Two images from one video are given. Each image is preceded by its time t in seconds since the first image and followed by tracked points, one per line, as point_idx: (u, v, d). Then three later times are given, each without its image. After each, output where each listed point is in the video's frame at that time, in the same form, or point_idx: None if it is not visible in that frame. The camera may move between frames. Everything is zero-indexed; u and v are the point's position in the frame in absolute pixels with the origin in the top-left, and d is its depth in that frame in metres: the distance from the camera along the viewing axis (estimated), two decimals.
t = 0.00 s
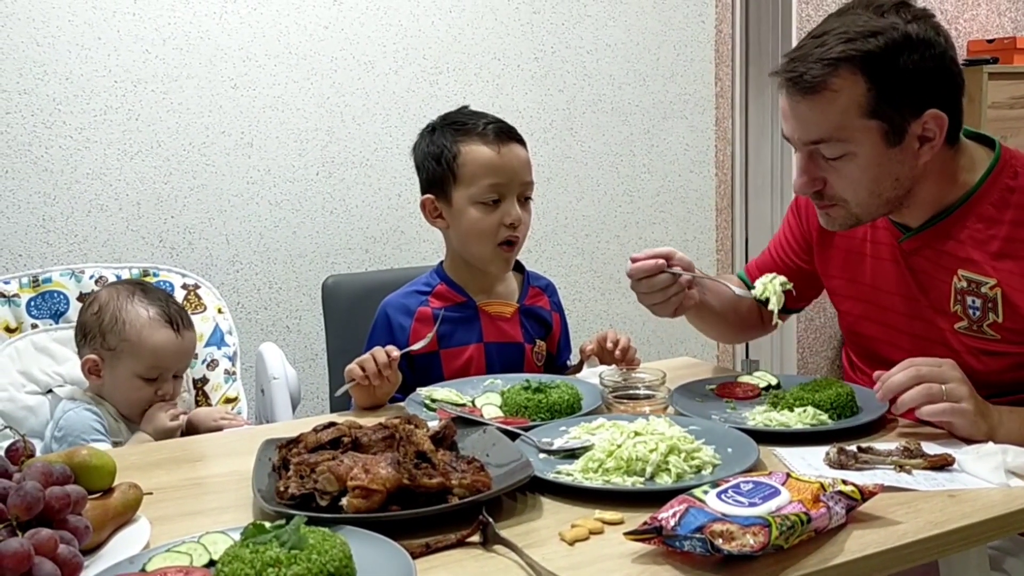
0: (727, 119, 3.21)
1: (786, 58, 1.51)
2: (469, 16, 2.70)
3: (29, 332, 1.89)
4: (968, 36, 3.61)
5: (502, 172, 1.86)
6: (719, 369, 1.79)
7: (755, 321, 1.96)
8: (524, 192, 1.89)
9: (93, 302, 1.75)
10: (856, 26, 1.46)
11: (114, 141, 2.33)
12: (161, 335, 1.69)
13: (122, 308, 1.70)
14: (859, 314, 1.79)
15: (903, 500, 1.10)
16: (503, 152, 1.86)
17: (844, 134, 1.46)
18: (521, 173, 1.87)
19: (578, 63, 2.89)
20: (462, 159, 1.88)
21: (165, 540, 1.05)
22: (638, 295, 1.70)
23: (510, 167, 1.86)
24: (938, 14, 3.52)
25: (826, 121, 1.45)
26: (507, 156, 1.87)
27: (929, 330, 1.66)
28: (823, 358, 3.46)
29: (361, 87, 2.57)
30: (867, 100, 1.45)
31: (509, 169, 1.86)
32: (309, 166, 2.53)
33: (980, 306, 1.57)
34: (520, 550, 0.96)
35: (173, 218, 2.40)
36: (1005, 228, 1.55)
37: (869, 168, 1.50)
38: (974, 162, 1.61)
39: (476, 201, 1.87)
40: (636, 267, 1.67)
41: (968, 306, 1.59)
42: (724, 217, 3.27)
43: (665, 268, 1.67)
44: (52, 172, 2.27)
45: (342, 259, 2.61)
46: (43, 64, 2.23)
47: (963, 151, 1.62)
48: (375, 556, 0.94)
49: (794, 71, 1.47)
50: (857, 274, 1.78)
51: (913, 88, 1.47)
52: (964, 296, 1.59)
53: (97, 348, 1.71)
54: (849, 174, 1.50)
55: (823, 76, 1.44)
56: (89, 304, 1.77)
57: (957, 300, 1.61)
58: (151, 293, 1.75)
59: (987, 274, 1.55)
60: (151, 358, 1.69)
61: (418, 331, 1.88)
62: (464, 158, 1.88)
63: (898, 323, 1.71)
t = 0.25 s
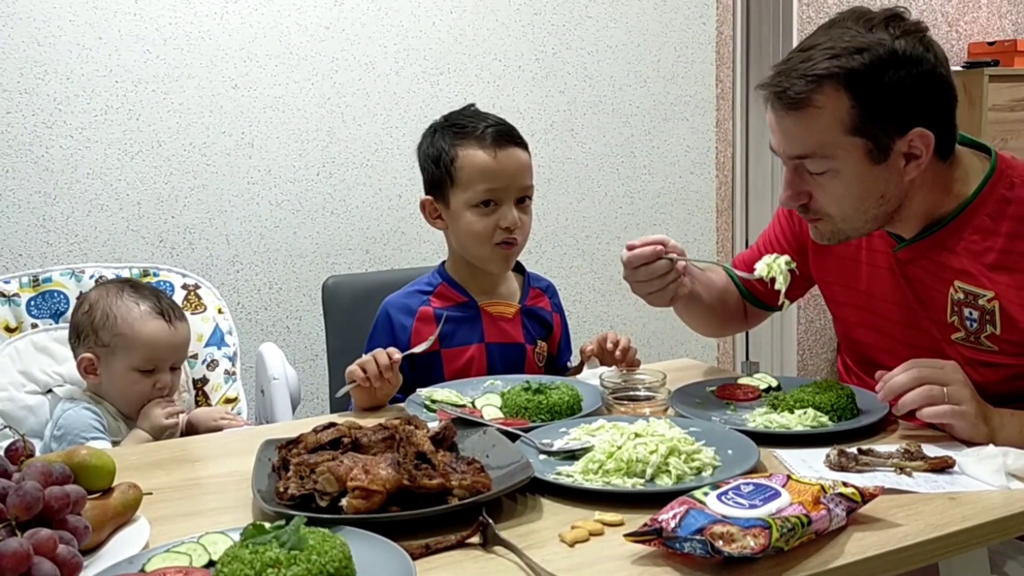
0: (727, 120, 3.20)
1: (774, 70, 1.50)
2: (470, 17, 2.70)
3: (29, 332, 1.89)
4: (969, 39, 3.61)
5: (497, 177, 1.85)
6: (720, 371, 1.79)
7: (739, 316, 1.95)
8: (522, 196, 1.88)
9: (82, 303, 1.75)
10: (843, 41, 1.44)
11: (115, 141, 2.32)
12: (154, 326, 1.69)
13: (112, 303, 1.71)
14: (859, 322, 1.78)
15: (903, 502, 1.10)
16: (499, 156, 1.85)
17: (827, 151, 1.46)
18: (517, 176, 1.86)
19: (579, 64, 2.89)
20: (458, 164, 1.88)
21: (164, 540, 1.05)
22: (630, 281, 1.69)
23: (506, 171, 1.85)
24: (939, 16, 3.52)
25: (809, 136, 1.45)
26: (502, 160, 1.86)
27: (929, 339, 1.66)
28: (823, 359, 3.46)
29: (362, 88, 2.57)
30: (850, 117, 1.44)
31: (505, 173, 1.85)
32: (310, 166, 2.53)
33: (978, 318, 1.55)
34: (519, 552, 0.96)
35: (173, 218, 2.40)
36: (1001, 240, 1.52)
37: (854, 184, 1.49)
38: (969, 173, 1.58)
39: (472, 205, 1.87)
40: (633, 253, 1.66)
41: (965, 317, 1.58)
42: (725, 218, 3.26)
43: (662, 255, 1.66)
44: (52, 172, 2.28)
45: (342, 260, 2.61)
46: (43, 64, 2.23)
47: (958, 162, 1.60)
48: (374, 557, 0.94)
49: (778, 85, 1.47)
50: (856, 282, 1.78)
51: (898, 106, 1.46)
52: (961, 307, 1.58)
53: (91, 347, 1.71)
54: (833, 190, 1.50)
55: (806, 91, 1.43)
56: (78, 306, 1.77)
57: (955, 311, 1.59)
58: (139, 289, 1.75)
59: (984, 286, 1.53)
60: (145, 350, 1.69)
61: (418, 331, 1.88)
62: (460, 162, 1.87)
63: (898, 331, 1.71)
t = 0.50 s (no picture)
0: (729, 121, 3.20)
1: (763, 77, 1.49)
2: (473, 16, 2.70)
3: (29, 327, 1.89)
4: (970, 41, 3.61)
5: (471, 174, 1.84)
6: (720, 371, 1.79)
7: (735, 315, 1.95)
8: (503, 190, 1.86)
9: (72, 298, 1.77)
10: (829, 52, 1.43)
11: (116, 137, 2.33)
12: (146, 315, 1.71)
13: (101, 296, 1.72)
14: (855, 327, 1.76)
15: (902, 503, 1.10)
16: (473, 152, 1.84)
17: (808, 160, 1.45)
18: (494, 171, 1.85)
19: (581, 64, 2.89)
20: (438, 163, 1.89)
21: (164, 536, 1.05)
22: (638, 272, 1.69)
23: (479, 167, 1.84)
24: (941, 19, 3.52)
25: (791, 144, 1.44)
26: (475, 156, 1.84)
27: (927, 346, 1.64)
28: (823, 361, 3.46)
29: (364, 86, 2.57)
30: (832, 127, 1.42)
31: (477, 170, 1.84)
32: (311, 164, 2.53)
33: (978, 327, 1.53)
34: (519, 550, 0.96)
35: (174, 214, 2.40)
36: (1000, 249, 1.50)
37: (835, 194, 1.48)
38: (965, 183, 1.55)
39: (453, 203, 1.87)
40: (642, 243, 1.66)
41: (964, 326, 1.55)
42: (725, 219, 3.26)
43: (672, 243, 1.66)
44: (53, 168, 2.28)
45: (342, 257, 2.61)
46: (45, 60, 2.24)
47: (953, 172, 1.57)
48: (373, 553, 0.94)
49: (764, 93, 1.46)
50: (851, 287, 1.75)
51: (882, 119, 1.44)
52: (960, 316, 1.55)
53: (83, 340, 1.72)
54: (814, 199, 1.49)
55: (789, 101, 1.42)
56: (68, 301, 1.79)
57: (953, 319, 1.57)
58: (127, 281, 1.77)
59: (985, 295, 1.51)
60: (138, 339, 1.71)
61: (421, 326, 1.88)
62: (440, 162, 1.88)
63: (896, 338, 1.69)
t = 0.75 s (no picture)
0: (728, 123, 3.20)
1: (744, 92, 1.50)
2: (472, 17, 2.70)
3: (27, 329, 1.89)
4: (969, 43, 3.62)
5: (459, 170, 1.84)
6: (719, 373, 1.79)
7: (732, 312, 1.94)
8: (491, 187, 1.86)
9: (60, 301, 1.77)
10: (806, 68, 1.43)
11: (115, 138, 2.33)
12: (133, 315, 1.72)
13: (88, 297, 1.72)
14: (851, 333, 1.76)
15: (900, 505, 1.10)
16: (460, 148, 1.85)
17: (787, 169, 1.45)
18: (482, 167, 1.85)
19: (580, 66, 2.90)
20: (429, 161, 1.90)
21: (162, 538, 1.05)
22: (654, 257, 1.69)
23: (466, 163, 1.84)
24: (939, 21, 3.52)
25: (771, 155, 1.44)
26: (462, 153, 1.85)
27: (922, 351, 1.64)
28: (821, 362, 3.47)
29: (363, 87, 2.57)
30: (810, 141, 1.42)
31: (464, 165, 1.84)
32: (310, 166, 2.53)
33: (973, 331, 1.53)
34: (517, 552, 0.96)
35: (173, 216, 2.40)
36: (993, 254, 1.50)
37: (817, 205, 1.47)
38: (957, 194, 1.55)
39: (443, 201, 1.88)
40: (660, 228, 1.66)
41: (959, 330, 1.55)
42: (724, 221, 3.26)
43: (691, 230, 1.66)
44: (51, 169, 2.28)
45: (341, 259, 2.61)
46: (44, 61, 2.24)
47: (945, 180, 1.56)
48: (371, 556, 0.94)
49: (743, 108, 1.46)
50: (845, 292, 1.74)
51: (859, 133, 1.43)
52: (955, 320, 1.55)
53: (72, 342, 1.73)
54: (796, 208, 1.49)
55: (766, 116, 1.42)
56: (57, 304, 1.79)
57: (949, 324, 1.57)
58: (114, 282, 1.78)
59: (980, 299, 1.51)
60: (126, 339, 1.71)
61: (417, 327, 1.89)
62: (430, 160, 1.89)
63: (891, 343, 1.69)
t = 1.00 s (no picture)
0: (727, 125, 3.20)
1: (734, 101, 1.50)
2: (471, 20, 2.70)
3: (27, 333, 1.89)
4: (968, 46, 3.62)
5: (453, 174, 1.84)
6: (718, 375, 1.79)
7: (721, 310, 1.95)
8: (485, 191, 1.86)
9: (58, 305, 1.77)
10: (794, 73, 1.44)
11: (114, 142, 2.33)
12: (131, 320, 1.72)
13: (87, 302, 1.72)
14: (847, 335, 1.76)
15: (900, 508, 1.10)
16: (455, 153, 1.85)
17: (781, 173, 1.44)
18: (476, 171, 1.85)
19: (579, 68, 2.90)
20: (423, 166, 1.90)
21: (160, 541, 1.05)
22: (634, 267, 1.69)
23: (461, 168, 1.84)
24: (938, 23, 3.53)
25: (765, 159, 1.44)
26: (457, 157, 1.85)
27: (918, 354, 1.63)
28: (821, 365, 3.47)
29: (362, 90, 2.57)
30: (804, 142, 1.42)
31: (459, 171, 1.84)
32: (309, 169, 2.53)
33: (970, 333, 1.53)
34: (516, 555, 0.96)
35: (172, 219, 2.40)
36: (990, 258, 1.50)
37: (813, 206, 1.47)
38: (951, 194, 1.55)
39: (437, 205, 1.88)
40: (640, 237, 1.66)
41: (956, 333, 1.55)
42: (724, 223, 3.26)
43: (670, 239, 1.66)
44: (51, 173, 2.28)
45: (340, 262, 2.61)
46: (43, 65, 2.24)
47: (938, 183, 1.57)
48: (370, 559, 0.94)
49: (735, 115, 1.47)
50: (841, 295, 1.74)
51: (852, 132, 1.44)
52: (952, 323, 1.55)
53: (70, 347, 1.73)
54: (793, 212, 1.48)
55: (759, 121, 1.43)
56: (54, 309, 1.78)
57: (945, 326, 1.56)
58: (112, 286, 1.77)
59: (975, 301, 1.51)
60: (125, 345, 1.71)
61: (413, 331, 1.89)
62: (424, 164, 1.89)
63: (888, 345, 1.68)
